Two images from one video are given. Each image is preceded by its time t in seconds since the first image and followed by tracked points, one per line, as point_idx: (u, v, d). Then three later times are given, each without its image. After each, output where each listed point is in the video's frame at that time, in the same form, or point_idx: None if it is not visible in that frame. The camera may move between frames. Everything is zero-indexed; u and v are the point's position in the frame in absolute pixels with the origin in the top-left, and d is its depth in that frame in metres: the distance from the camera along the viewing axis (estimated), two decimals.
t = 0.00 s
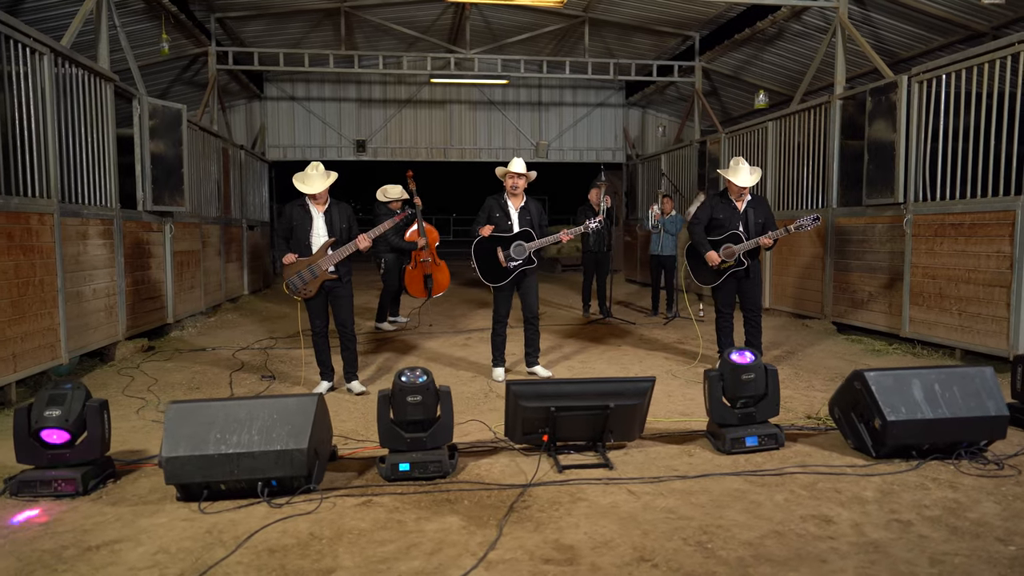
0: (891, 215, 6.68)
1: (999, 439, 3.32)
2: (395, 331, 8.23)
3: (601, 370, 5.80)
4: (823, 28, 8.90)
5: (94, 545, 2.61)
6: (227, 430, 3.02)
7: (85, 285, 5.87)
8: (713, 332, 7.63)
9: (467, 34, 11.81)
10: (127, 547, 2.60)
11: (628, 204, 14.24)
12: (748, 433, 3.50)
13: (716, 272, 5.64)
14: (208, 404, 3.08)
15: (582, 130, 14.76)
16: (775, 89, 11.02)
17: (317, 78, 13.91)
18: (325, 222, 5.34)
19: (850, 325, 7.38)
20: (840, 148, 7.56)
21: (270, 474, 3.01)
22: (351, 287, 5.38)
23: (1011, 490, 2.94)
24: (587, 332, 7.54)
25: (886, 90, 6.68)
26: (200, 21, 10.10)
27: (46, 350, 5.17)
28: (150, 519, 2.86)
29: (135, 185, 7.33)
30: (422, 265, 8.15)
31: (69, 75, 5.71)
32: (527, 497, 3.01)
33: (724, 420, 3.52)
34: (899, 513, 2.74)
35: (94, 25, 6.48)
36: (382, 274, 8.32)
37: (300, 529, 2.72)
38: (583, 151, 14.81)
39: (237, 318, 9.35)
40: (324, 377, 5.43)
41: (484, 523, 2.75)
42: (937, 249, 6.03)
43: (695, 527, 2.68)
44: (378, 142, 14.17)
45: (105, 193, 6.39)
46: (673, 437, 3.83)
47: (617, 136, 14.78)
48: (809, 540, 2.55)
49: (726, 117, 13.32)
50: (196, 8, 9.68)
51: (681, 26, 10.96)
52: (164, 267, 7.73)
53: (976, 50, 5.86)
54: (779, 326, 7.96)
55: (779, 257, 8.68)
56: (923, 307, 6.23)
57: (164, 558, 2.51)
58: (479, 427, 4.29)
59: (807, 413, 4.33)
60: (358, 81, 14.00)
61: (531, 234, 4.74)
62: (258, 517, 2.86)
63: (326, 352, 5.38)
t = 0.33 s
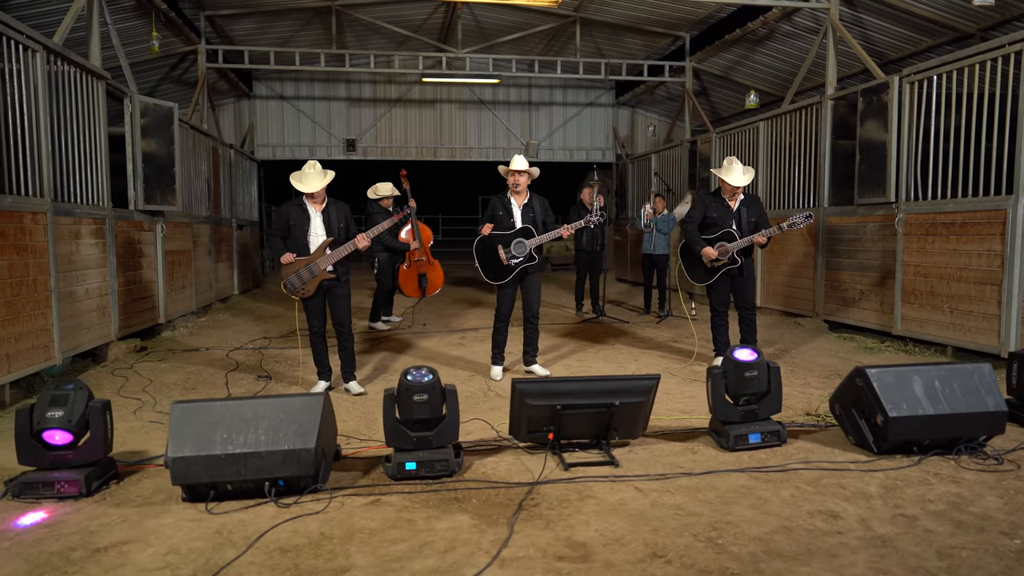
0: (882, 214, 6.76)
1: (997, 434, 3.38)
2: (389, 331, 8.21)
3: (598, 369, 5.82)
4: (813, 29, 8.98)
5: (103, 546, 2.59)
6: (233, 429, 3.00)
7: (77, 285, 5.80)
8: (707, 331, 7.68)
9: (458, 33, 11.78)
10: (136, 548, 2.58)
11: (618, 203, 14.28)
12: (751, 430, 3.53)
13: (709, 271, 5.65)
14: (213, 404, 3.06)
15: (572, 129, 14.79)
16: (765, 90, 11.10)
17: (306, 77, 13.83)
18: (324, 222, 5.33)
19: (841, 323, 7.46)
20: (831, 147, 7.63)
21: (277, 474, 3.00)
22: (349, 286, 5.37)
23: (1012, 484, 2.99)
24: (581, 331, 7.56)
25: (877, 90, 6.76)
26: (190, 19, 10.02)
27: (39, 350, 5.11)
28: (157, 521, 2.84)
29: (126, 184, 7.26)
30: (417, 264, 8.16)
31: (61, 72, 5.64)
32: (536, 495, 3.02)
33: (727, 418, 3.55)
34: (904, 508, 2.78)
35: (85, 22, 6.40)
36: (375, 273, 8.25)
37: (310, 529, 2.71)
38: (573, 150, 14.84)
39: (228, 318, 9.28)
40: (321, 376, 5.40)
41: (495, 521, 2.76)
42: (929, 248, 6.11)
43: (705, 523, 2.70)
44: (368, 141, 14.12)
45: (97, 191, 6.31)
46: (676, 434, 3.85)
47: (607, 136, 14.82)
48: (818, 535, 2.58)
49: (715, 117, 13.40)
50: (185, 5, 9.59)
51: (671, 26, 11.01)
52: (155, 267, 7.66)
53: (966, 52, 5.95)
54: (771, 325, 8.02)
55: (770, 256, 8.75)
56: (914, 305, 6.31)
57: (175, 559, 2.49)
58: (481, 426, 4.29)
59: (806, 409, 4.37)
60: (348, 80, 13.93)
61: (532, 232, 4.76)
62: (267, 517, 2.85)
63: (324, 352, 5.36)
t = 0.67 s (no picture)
0: (877, 214, 6.81)
1: (997, 432, 3.42)
2: (385, 331, 8.18)
3: (597, 369, 5.84)
4: (806, 30, 9.04)
5: (112, 549, 2.57)
6: (240, 430, 2.99)
7: (72, 286, 5.75)
8: (703, 330, 7.73)
9: (452, 33, 11.75)
10: (146, 551, 2.56)
11: (610, 203, 14.32)
12: (756, 429, 3.55)
13: (706, 270, 5.63)
14: (219, 404, 3.04)
15: (564, 129, 14.81)
16: (758, 90, 11.17)
17: (298, 76, 13.77)
18: (323, 222, 5.31)
19: (835, 322, 7.52)
20: (825, 147, 7.68)
21: (285, 475, 2.99)
22: (349, 286, 5.36)
23: (1015, 481, 3.04)
24: (578, 332, 7.57)
25: (872, 91, 6.82)
26: (182, 18, 9.95)
27: (35, 352, 5.06)
28: (164, 523, 2.82)
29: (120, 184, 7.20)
30: (413, 264, 8.18)
31: (56, 71, 5.59)
32: (544, 495, 3.03)
33: (731, 416, 3.58)
34: (910, 505, 2.81)
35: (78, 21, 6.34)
36: (370, 273, 8.15)
37: (320, 530, 2.71)
38: (566, 150, 14.86)
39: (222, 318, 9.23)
40: (321, 377, 5.38)
41: (505, 521, 2.76)
42: (923, 247, 6.18)
43: (714, 521, 2.72)
44: (361, 141, 14.07)
45: (91, 191, 6.26)
46: (679, 433, 3.88)
47: (600, 136, 14.85)
48: (827, 532, 2.60)
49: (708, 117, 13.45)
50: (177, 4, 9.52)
51: (664, 27, 11.05)
52: (149, 268, 7.60)
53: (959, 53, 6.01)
54: (765, 324, 8.07)
55: (764, 255, 8.80)
56: (909, 304, 6.37)
57: (186, 561, 2.48)
58: (483, 425, 4.29)
59: (806, 408, 4.41)
60: (340, 79, 13.88)
61: (536, 231, 4.80)
62: (276, 518, 2.84)
63: (323, 352, 5.34)
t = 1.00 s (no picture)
0: (872, 213, 6.87)
1: (998, 429, 3.46)
2: (383, 331, 8.17)
3: (597, 368, 5.87)
4: (801, 31, 9.10)
5: (123, 550, 2.56)
6: (249, 431, 2.98)
7: (70, 286, 5.71)
8: (700, 329, 7.77)
9: (446, 32, 11.73)
10: (158, 551, 2.55)
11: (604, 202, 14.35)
12: (760, 427, 3.58)
13: (705, 269, 5.64)
14: (227, 404, 3.03)
15: (558, 129, 14.82)
16: (752, 91, 11.23)
17: (292, 75, 13.72)
18: (324, 221, 5.31)
19: (830, 321, 7.57)
20: (820, 147, 7.73)
21: (294, 475, 2.99)
22: (349, 286, 5.35)
23: (1017, 477, 3.08)
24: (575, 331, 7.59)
25: (867, 91, 6.88)
26: (176, 16, 9.89)
27: (34, 352, 5.02)
28: (174, 523, 2.81)
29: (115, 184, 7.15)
30: (410, 263, 8.19)
31: (53, 70, 5.55)
32: (553, 493, 3.04)
33: (736, 415, 3.60)
34: (916, 501, 2.84)
35: (74, 19, 6.29)
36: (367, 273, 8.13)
37: (331, 530, 2.71)
38: (559, 150, 14.88)
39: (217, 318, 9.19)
40: (322, 377, 5.37)
41: (517, 519, 2.77)
42: (919, 246, 6.24)
43: (724, 519, 2.74)
44: (355, 141, 14.04)
45: (88, 190, 6.22)
46: (683, 432, 3.90)
47: (593, 136, 14.88)
48: (836, 529, 2.63)
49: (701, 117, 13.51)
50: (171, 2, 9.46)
51: (659, 27, 11.09)
52: (144, 267, 7.55)
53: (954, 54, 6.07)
54: (761, 323, 8.12)
55: (759, 255, 8.85)
56: (905, 303, 6.42)
57: (199, 562, 2.47)
58: (487, 424, 4.30)
59: (807, 406, 4.44)
60: (334, 79, 13.84)
61: (542, 230, 4.89)
62: (286, 518, 2.84)
63: (323, 352, 5.32)
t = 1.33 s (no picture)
0: (868, 213, 6.92)
1: (999, 427, 3.51)
2: (381, 331, 8.16)
3: (598, 368, 5.89)
4: (796, 32, 9.16)
5: (135, 550, 2.56)
6: (258, 430, 2.98)
7: (68, 286, 5.68)
8: (697, 329, 7.80)
9: (442, 32, 11.70)
10: (170, 552, 2.55)
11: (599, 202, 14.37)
12: (764, 425, 3.61)
13: (705, 269, 5.67)
14: (236, 404, 3.03)
15: (553, 129, 14.84)
16: (746, 91, 11.28)
17: (286, 75, 13.67)
18: (324, 221, 5.30)
19: (827, 320, 7.63)
20: (816, 148, 7.78)
21: (304, 475, 2.99)
22: (350, 286, 5.34)
23: (1020, 474, 3.12)
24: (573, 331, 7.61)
25: (863, 92, 6.93)
26: (170, 16, 9.83)
27: (33, 354, 4.99)
28: (184, 524, 2.80)
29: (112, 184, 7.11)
30: (407, 263, 8.19)
31: (52, 68, 5.52)
32: (562, 492, 3.06)
33: (740, 413, 3.63)
34: (921, 498, 2.88)
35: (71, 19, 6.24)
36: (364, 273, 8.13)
37: (343, 529, 2.71)
38: (554, 149, 14.90)
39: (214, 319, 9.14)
40: (323, 377, 5.36)
41: (527, 518, 2.79)
42: (915, 246, 6.29)
43: (733, 516, 2.76)
44: (349, 140, 14.01)
45: (85, 191, 6.19)
46: (687, 430, 3.92)
47: (587, 136, 14.91)
48: (844, 526, 2.66)
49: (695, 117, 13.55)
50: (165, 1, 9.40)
51: (654, 28, 11.13)
52: (141, 268, 7.51)
53: (950, 56, 6.12)
54: (757, 322, 8.16)
55: (756, 254, 8.90)
56: (901, 302, 6.48)
57: (212, 562, 2.47)
58: (491, 424, 4.31)
59: (808, 404, 4.48)
60: (328, 78, 13.81)
61: (547, 229, 4.94)
62: (296, 518, 2.84)
63: (324, 352, 5.32)
